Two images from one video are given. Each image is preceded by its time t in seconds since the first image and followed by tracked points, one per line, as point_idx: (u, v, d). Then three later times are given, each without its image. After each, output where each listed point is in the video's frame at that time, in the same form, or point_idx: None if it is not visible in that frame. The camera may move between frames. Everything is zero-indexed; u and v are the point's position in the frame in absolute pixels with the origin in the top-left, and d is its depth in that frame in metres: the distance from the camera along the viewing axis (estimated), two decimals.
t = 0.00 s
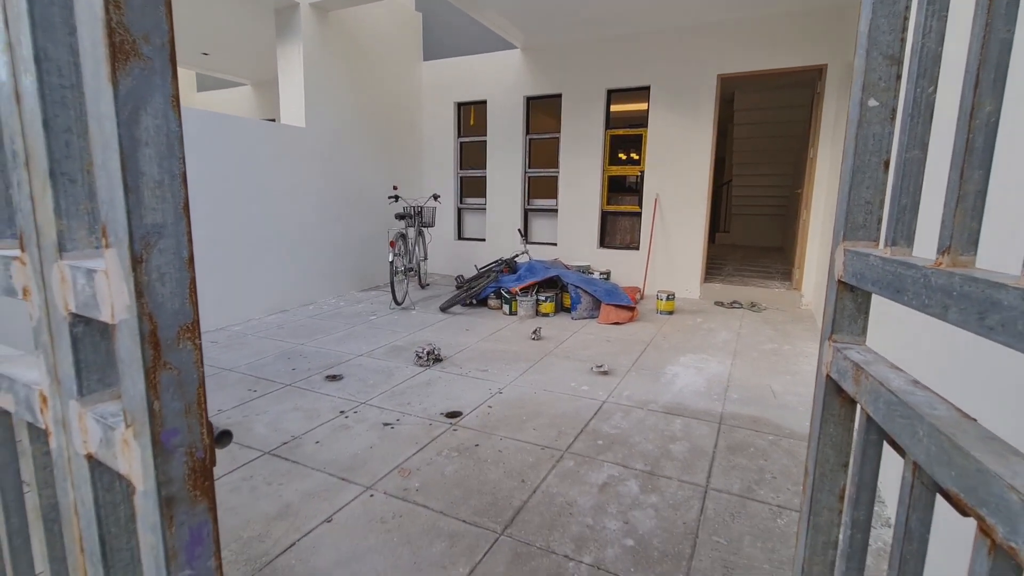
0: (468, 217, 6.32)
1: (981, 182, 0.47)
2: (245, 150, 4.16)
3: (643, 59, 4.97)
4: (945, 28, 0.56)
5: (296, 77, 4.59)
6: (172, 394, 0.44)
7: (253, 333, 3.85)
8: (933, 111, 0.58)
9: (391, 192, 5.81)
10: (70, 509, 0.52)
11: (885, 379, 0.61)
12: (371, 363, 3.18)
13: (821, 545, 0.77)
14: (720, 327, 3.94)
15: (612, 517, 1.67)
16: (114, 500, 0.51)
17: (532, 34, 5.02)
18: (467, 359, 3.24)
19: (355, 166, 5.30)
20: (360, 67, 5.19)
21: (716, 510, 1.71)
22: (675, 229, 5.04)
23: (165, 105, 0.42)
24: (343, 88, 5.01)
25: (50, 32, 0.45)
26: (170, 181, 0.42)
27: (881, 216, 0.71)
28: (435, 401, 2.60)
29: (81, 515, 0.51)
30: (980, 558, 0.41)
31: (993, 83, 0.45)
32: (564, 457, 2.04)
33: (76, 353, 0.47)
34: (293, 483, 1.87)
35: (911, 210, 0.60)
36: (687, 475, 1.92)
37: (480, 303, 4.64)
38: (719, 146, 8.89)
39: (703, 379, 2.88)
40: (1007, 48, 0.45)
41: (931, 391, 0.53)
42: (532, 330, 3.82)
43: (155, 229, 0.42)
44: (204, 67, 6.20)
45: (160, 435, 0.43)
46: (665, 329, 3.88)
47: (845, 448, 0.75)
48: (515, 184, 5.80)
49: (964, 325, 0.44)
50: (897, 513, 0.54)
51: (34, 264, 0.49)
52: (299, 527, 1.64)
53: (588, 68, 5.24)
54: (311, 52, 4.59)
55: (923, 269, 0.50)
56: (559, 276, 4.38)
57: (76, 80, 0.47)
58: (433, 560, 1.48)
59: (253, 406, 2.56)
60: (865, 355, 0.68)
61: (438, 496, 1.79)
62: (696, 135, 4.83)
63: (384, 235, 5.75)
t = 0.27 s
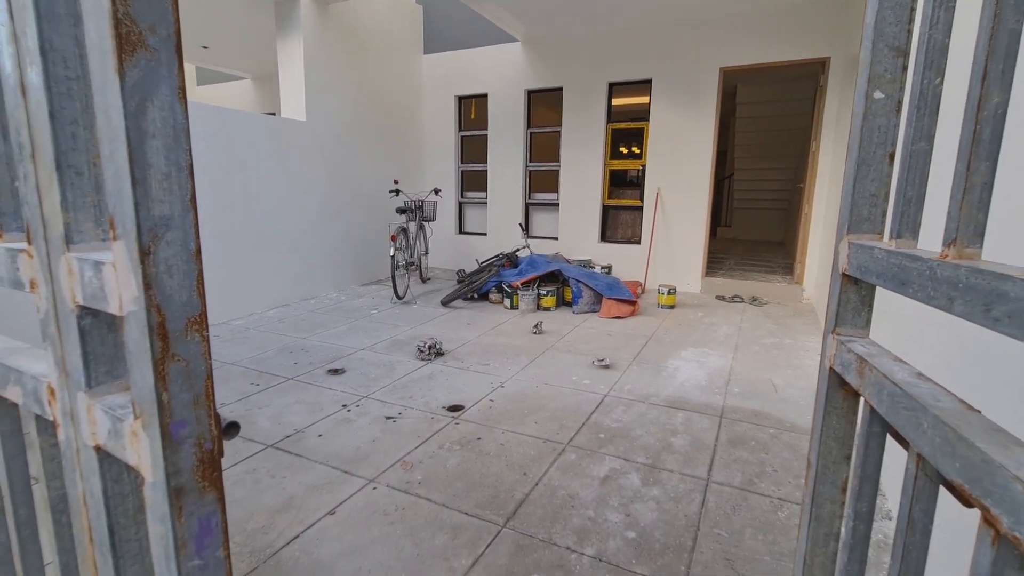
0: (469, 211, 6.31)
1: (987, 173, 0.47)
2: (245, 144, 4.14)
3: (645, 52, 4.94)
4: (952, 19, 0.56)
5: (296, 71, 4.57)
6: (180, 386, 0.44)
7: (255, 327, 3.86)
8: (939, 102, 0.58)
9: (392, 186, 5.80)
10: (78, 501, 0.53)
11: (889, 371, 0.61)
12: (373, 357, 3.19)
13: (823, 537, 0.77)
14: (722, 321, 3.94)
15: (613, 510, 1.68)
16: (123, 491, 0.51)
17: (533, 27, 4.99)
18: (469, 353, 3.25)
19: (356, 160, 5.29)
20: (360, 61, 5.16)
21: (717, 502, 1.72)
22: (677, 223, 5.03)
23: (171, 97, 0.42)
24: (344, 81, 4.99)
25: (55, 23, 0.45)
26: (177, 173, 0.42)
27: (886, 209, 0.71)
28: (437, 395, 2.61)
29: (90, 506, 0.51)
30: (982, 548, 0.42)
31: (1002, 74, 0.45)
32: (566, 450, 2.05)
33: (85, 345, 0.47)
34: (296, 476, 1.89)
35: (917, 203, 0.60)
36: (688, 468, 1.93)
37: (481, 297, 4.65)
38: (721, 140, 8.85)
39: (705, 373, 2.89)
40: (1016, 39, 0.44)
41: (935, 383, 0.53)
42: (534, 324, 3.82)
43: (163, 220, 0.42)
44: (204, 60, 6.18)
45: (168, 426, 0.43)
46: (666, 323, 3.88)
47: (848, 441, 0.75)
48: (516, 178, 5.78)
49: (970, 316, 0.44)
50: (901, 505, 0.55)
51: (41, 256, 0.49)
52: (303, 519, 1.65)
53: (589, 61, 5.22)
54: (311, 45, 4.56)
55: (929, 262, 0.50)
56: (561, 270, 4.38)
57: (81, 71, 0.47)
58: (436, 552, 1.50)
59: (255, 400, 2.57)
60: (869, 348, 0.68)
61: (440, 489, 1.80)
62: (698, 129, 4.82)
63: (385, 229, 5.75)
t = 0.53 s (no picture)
0: (470, 206, 6.30)
1: (994, 168, 0.47)
2: (245, 139, 4.13)
3: (647, 46, 4.91)
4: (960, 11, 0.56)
5: (296, 65, 4.55)
6: (184, 380, 0.44)
7: (256, 322, 3.86)
8: (945, 96, 0.57)
9: (393, 181, 5.79)
10: (83, 495, 0.53)
11: (892, 366, 0.61)
12: (374, 351, 3.19)
13: (825, 531, 0.77)
14: (723, 316, 3.94)
15: (614, 504, 1.69)
16: (127, 485, 0.51)
17: (534, 20, 4.95)
18: (470, 347, 3.26)
19: (356, 154, 5.27)
20: (360, 55, 5.14)
21: (718, 497, 1.72)
22: (678, 218, 5.02)
23: (174, 91, 0.42)
24: (344, 75, 4.96)
25: (57, 17, 0.45)
26: (180, 167, 0.42)
27: (890, 203, 0.70)
28: (438, 389, 2.62)
29: (95, 500, 0.51)
30: (985, 542, 0.42)
31: (1009, 68, 0.44)
32: (567, 444, 2.05)
33: (88, 340, 0.47)
34: (298, 470, 1.89)
35: (922, 197, 0.59)
36: (689, 463, 1.93)
37: (482, 292, 4.65)
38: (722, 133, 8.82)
39: (706, 368, 2.89)
40: None
41: (939, 377, 0.53)
42: (535, 319, 3.82)
43: (166, 215, 0.41)
44: (203, 54, 6.15)
45: (173, 421, 0.43)
46: (667, 318, 3.88)
47: (851, 435, 0.75)
48: (517, 172, 5.77)
49: (975, 311, 0.44)
50: (904, 499, 0.55)
51: (43, 251, 0.49)
52: (305, 513, 1.65)
53: (590, 55, 5.19)
54: (311, 38, 4.54)
55: (934, 256, 0.50)
56: (562, 265, 4.38)
57: (82, 65, 0.47)
58: (438, 545, 1.50)
59: (257, 394, 2.58)
60: (872, 343, 0.68)
61: (442, 483, 1.81)
62: (700, 123, 4.79)
63: (385, 224, 5.74)
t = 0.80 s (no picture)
0: (470, 201, 6.29)
1: (988, 162, 0.47)
2: (244, 134, 4.12)
3: (648, 40, 4.89)
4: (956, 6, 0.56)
5: (295, 60, 4.54)
6: (183, 373, 0.44)
7: (256, 317, 3.87)
8: (941, 91, 0.57)
9: (393, 176, 5.78)
10: (84, 487, 0.53)
11: (887, 360, 0.61)
12: (374, 347, 3.20)
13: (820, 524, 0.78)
14: (723, 311, 3.94)
15: (613, 498, 1.70)
16: (127, 477, 0.52)
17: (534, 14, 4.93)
18: (470, 343, 3.26)
19: (356, 150, 5.26)
20: (360, 49, 5.12)
21: (716, 490, 1.73)
22: (678, 213, 5.01)
23: (170, 86, 0.42)
24: (344, 70, 4.95)
25: (53, 12, 0.45)
26: (176, 162, 0.42)
27: (887, 197, 0.71)
28: (438, 384, 2.62)
29: (96, 491, 0.52)
30: (975, 534, 0.42)
31: (1004, 63, 0.45)
32: (567, 439, 2.06)
33: (88, 334, 0.47)
34: (299, 464, 1.90)
35: (918, 191, 0.60)
36: (688, 457, 1.94)
37: (482, 287, 4.65)
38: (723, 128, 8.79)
39: (705, 363, 2.90)
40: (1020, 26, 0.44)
41: (932, 371, 0.53)
42: (534, 314, 3.83)
43: (164, 209, 0.42)
44: (203, 49, 6.13)
45: (171, 413, 0.44)
46: (667, 313, 3.89)
47: (845, 429, 0.76)
48: (517, 168, 5.76)
49: (967, 305, 0.44)
50: (897, 491, 0.55)
51: (42, 245, 0.49)
52: (305, 506, 1.66)
53: (591, 49, 5.17)
54: (310, 33, 4.52)
55: (928, 251, 0.50)
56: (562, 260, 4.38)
57: (80, 60, 0.47)
58: (438, 538, 1.51)
59: (258, 389, 2.59)
60: (867, 337, 0.68)
61: (442, 477, 1.82)
62: (700, 118, 4.78)
63: (385, 219, 5.74)
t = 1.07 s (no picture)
0: (470, 198, 6.29)
1: (986, 158, 0.46)
2: (243, 131, 4.12)
3: (649, 36, 4.87)
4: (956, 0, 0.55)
5: (295, 56, 4.52)
6: (179, 369, 0.44)
7: (257, 314, 3.87)
8: (941, 86, 0.57)
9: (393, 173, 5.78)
10: (82, 483, 0.53)
11: (884, 356, 0.61)
12: (374, 343, 3.20)
13: (818, 520, 0.78)
14: (723, 308, 3.94)
15: (612, 494, 1.70)
16: (124, 473, 0.52)
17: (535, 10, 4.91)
18: (470, 339, 3.27)
19: (356, 146, 5.26)
20: (360, 45, 5.10)
21: (715, 486, 1.74)
22: (679, 210, 5.01)
23: (164, 81, 0.42)
24: (344, 65, 4.94)
25: (47, 6, 0.45)
26: (171, 157, 0.42)
27: (886, 193, 0.70)
28: (438, 380, 2.63)
29: (93, 487, 0.52)
30: (971, 530, 0.42)
31: (1003, 57, 0.44)
32: (566, 435, 2.06)
33: (84, 330, 0.47)
34: (299, 460, 1.91)
35: (916, 187, 0.59)
36: (687, 453, 1.94)
37: (482, 284, 4.65)
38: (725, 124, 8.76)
39: (704, 359, 2.90)
40: (1019, 20, 0.44)
41: (929, 367, 0.53)
42: (535, 310, 3.83)
43: (158, 205, 0.42)
44: (203, 45, 6.13)
45: (168, 409, 0.44)
46: (667, 310, 3.89)
47: (843, 425, 0.76)
48: (518, 164, 5.75)
49: (963, 301, 0.44)
50: (893, 488, 0.55)
51: (38, 240, 0.49)
52: (306, 502, 1.67)
53: (591, 45, 5.15)
54: (310, 29, 4.51)
55: (925, 247, 0.50)
56: (562, 256, 4.38)
57: (74, 55, 0.47)
58: (438, 534, 1.52)
59: (258, 385, 2.59)
60: (865, 333, 0.68)
61: (441, 473, 1.82)
62: (701, 114, 4.77)
63: (386, 216, 5.73)
